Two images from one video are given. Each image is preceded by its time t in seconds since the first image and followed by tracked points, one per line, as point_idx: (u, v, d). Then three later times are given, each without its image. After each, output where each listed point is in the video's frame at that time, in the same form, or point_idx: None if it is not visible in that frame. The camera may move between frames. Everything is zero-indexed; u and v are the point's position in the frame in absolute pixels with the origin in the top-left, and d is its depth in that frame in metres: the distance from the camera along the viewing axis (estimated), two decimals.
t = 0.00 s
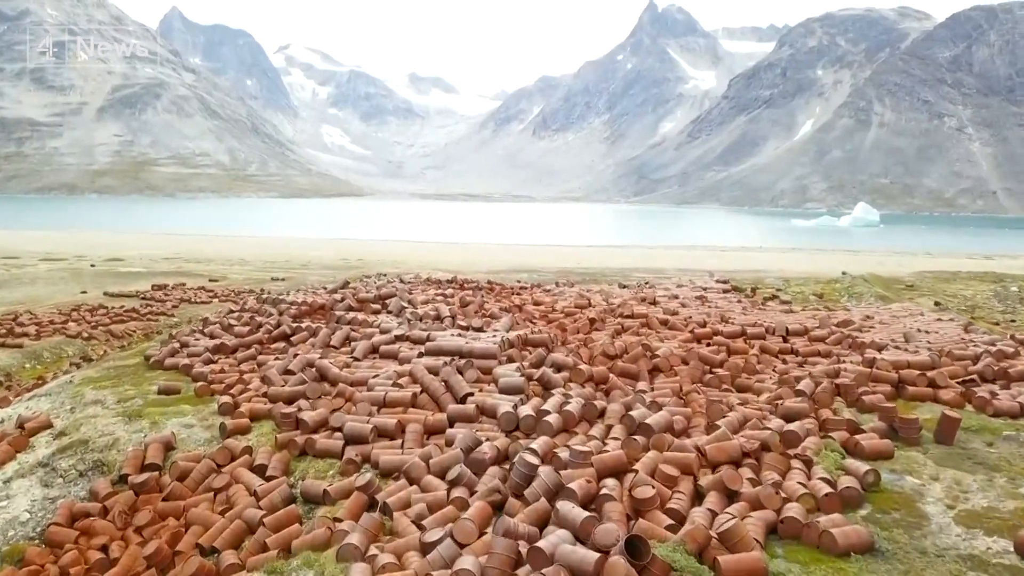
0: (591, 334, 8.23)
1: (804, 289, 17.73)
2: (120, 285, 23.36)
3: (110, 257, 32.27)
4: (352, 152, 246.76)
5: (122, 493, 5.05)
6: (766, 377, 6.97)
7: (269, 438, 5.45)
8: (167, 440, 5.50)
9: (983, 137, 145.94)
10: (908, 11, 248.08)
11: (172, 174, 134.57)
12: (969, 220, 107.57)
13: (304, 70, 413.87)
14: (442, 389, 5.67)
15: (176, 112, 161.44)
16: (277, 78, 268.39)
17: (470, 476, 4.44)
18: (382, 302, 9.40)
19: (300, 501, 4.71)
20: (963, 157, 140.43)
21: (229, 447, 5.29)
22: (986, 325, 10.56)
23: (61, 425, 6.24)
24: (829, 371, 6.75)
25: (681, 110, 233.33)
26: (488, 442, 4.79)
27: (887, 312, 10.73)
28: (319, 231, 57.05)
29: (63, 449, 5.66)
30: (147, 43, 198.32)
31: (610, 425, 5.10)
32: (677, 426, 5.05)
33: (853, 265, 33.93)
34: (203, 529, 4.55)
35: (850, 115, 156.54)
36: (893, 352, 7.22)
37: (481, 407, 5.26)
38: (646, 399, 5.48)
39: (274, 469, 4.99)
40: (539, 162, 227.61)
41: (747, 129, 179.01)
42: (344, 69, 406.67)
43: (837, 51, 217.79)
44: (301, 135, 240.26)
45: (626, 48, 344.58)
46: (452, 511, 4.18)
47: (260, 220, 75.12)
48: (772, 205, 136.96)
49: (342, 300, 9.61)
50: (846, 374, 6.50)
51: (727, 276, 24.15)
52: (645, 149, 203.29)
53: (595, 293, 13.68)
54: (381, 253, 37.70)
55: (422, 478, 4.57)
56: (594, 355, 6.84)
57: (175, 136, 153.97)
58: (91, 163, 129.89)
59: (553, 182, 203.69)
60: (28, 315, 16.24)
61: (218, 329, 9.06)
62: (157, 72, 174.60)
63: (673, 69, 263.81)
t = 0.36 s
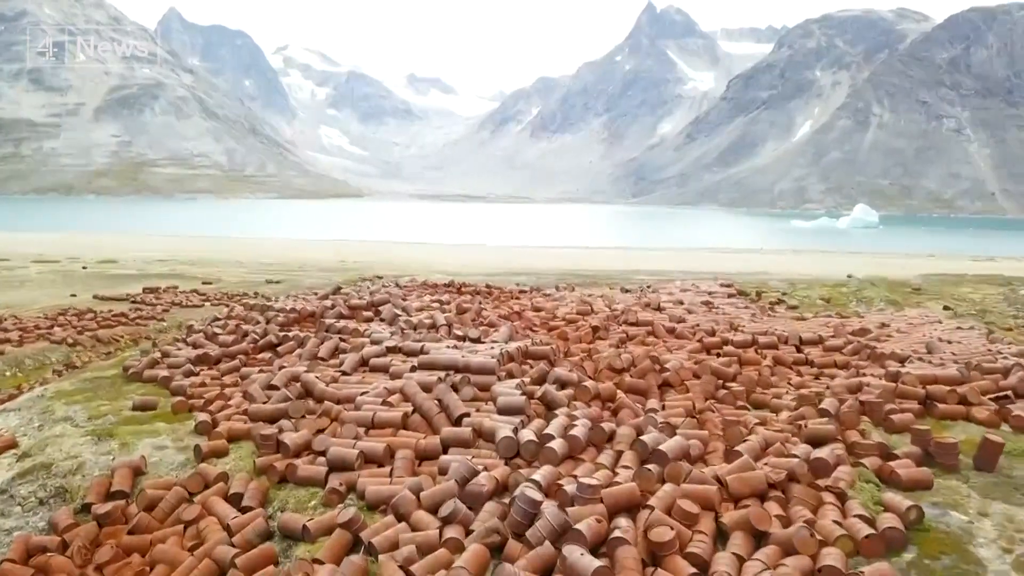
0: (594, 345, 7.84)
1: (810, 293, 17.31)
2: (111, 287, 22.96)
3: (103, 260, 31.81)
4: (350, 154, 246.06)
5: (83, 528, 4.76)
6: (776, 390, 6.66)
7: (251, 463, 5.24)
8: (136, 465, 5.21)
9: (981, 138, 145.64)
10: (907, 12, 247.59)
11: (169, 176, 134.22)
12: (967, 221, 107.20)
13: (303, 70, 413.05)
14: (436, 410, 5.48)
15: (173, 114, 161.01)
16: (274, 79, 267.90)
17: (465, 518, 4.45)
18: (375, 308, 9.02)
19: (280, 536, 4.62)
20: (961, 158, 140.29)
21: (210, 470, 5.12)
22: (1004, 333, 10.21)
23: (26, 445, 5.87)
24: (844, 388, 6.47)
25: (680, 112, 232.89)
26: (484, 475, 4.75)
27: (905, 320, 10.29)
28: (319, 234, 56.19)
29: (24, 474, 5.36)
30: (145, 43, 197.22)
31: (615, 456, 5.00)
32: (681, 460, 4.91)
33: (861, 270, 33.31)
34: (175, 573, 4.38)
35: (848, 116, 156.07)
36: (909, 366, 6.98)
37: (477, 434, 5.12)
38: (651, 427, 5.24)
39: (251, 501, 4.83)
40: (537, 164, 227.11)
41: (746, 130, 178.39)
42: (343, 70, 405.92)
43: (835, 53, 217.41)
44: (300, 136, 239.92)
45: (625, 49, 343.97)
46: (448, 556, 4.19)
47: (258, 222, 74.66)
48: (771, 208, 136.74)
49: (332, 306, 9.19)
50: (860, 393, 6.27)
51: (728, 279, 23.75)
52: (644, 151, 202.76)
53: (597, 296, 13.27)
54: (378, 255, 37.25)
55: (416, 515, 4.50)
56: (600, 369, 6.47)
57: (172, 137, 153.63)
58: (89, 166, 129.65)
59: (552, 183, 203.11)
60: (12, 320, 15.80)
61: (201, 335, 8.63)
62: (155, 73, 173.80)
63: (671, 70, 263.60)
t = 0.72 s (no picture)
0: (603, 356, 7.41)
1: (816, 297, 16.92)
2: (101, 291, 22.41)
3: (94, 262, 31.16)
4: (348, 154, 245.69)
5: (37, 566, 4.34)
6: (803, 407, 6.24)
7: (225, 491, 4.86)
8: (100, 493, 4.83)
9: (979, 139, 145.47)
10: (905, 13, 247.68)
11: (167, 176, 133.41)
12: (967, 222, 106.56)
13: (301, 71, 412.68)
14: (432, 434, 5.10)
15: (171, 113, 160.42)
16: (272, 80, 267.60)
17: (462, 558, 4.04)
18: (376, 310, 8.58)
19: None
20: (959, 159, 140.05)
21: (180, 499, 4.71)
22: None
23: None
24: (869, 406, 6.11)
25: (678, 113, 232.63)
26: (481, 510, 4.33)
27: (921, 327, 9.89)
28: (318, 235, 55.77)
29: None
30: (143, 44, 196.83)
31: (627, 489, 4.63)
32: (700, 491, 4.53)
33: (865, 271, 32.91)
34: None
35: (846, 117, 155.72)
36: (939, 380, 6.60)
37: (474, 460, 4.74)
38: (667, 455, 4.86)
39: (225, 538, 4.45)
40: (536, 164, 226.83)
41: (744, 131, 178.16)
42: (341, 72, 405.94)
43: (834, 53, 217.19)
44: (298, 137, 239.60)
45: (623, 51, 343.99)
46: None
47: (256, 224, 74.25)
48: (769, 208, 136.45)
49: (321, 313, 8.75)
50: (888, 411, 5.87)
51: (731, 282, 23.26)
52: (642, 152, 202.65)
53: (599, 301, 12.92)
54: (376, 257, 36.73)
55: (409, 555, 4.10)
56: (605, 385, 6.06)
57: (170, 137, 153.06)
58: (87, 166, 129.31)
59: (550, 184, 202.79)
60: None
61: (184, 343, 8.20)
62: (153, 74, 173.54)
63: (670, 71, 263.60)
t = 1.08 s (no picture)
0: (607, 369, 6.97)
1: (824, 300, 16.53)
2: (89, 294, 21.94)
3: (85, 263, 30.72)
4: (346, 154, 245.45)
5: None
6: (821, 427, 5.87)
7: (192, 528, 4.51)
8: (55, 528, 4.47)
9: (977, 140, 145.08)
10: (903, 14, 247.62)
11: (164, 177, 132.96)
12: (965, 223, 106.26)
13: (299, 72, 412.50)
14: (424, 465, 4.71)
15: (169, 113, 160.28)
16: (270, 80, 267.42)
17: None
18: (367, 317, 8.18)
19: None
20: (957, 160, 139.63)
21: (143, 540, 4.32)
22: None
23: None
24: (898, 426, 5.70)
25: (676, 114, 232.49)
26: (478, 554, 3.93)
27: (940, 335, 9.44)
28: (318, 236, 55.44)
29: None
30: (141, 44, 196.46)
31: (644, 530, 4.21)
32: (724, 535, 4.11)
33: (867, 274, 32.53)
34: None
35: (845, 118, 155.34)
36: (973, 397, 6.17)
37: (472, 496, 4.34)
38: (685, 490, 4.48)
39: None
40: (534, 165, 226.64)
41: (742, 132, 177.88)
42: (339, 72, 405.51)
43: (832, 54, 216.97)
44: (296, 137, 239.23)
45: (621, 52, 343.98)
46: None
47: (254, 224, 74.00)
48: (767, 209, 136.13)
49: (309, 320, 8.30)
50: (924, 436, 5.44)
51: (733, 285, 22.75)
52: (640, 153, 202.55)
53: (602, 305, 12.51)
54: (371, 258, 36.32)
55: None
56: (612, 404, 5.66)
57: (168, 137, 152.74)
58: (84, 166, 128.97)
59: (548, 185, 202.55)
60: None
61: (164, 351, 7.78)
62: (151, 74, 173.11)
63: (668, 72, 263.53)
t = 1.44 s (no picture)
0: (615, 385, 6.55)
1: (833, 305, 16.10)
2: (78, 297, 21.47)
3: (76, 265, 30.26)
4: (344, 155, 244.84)
5: None
6: (848, 455, 5.46)
7: None
8: None
9: (976, 141, 144.68)
10: (902, 15, 247.44)
11: (161, 177, 132.48)
12: (964, 224, 105.86)
13: (298, 73, 412.26)
14: (417, 505, 4.33)
15: (167, 114, 160.01)
16: (268, 81, 266.95)
17: None
18: (360, 327, 7.74)
19: None
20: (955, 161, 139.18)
21: None
22: None
23: None
24: (935, 455, 5.30)
25: (675, 114, 232.05)
26: None
27: (962, 345, 9.01)
28: (315, 238, 55.04)
29: None
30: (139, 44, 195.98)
31: None
32: None
33: (872, 276, 31.97)
34: None
35: (843, 118, 154.94)
36: (1012, 423, 5.77)
37: (467, 543, 4.00)
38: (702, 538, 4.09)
39: None
40: (532, 165, 226.22)
41: (741, 133, 177.48)
42: (338, 72, 404.98)
43: (831, 55, 216.78)
44: (294, 137, 238.90)
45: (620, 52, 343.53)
46: None
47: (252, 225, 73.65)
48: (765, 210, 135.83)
49: (297, 327, 7.83)
50: (964, 468, 5.07)
51: (737, 288, 22.21)
52: (639, 154, 202.19)
53: (606, 311, 12.05)
54: (367, 259, 35.86)
55: None
56: (619, 433, 5.26)
57: (166, 138, 152.30)
58: (81, 167, 128.74)
59: (546, 185, 202.01)
60: None
61: (140, 363, 7.32)
62: (148, 74, 172.56)
63: (667, 73, 263.56)
